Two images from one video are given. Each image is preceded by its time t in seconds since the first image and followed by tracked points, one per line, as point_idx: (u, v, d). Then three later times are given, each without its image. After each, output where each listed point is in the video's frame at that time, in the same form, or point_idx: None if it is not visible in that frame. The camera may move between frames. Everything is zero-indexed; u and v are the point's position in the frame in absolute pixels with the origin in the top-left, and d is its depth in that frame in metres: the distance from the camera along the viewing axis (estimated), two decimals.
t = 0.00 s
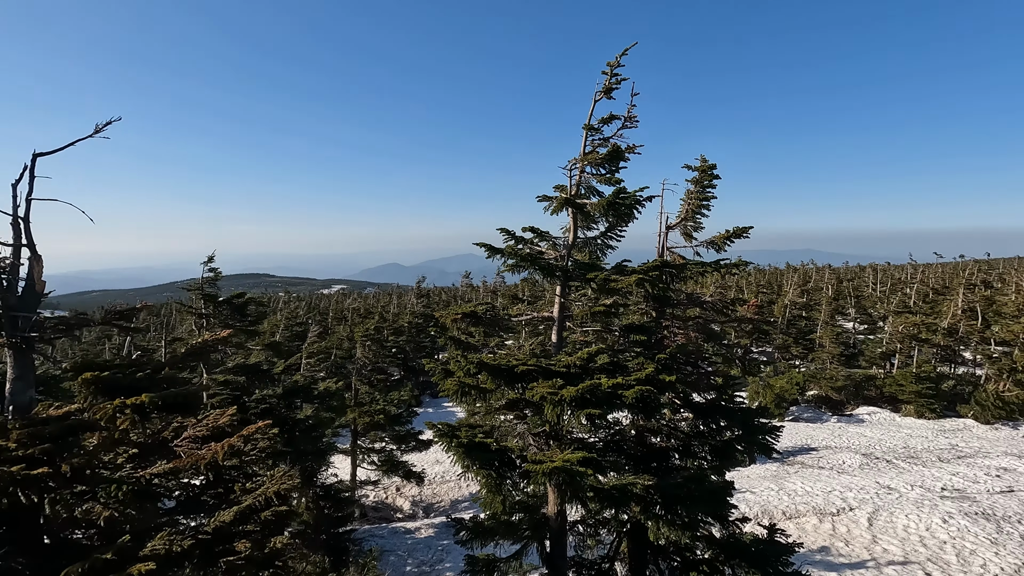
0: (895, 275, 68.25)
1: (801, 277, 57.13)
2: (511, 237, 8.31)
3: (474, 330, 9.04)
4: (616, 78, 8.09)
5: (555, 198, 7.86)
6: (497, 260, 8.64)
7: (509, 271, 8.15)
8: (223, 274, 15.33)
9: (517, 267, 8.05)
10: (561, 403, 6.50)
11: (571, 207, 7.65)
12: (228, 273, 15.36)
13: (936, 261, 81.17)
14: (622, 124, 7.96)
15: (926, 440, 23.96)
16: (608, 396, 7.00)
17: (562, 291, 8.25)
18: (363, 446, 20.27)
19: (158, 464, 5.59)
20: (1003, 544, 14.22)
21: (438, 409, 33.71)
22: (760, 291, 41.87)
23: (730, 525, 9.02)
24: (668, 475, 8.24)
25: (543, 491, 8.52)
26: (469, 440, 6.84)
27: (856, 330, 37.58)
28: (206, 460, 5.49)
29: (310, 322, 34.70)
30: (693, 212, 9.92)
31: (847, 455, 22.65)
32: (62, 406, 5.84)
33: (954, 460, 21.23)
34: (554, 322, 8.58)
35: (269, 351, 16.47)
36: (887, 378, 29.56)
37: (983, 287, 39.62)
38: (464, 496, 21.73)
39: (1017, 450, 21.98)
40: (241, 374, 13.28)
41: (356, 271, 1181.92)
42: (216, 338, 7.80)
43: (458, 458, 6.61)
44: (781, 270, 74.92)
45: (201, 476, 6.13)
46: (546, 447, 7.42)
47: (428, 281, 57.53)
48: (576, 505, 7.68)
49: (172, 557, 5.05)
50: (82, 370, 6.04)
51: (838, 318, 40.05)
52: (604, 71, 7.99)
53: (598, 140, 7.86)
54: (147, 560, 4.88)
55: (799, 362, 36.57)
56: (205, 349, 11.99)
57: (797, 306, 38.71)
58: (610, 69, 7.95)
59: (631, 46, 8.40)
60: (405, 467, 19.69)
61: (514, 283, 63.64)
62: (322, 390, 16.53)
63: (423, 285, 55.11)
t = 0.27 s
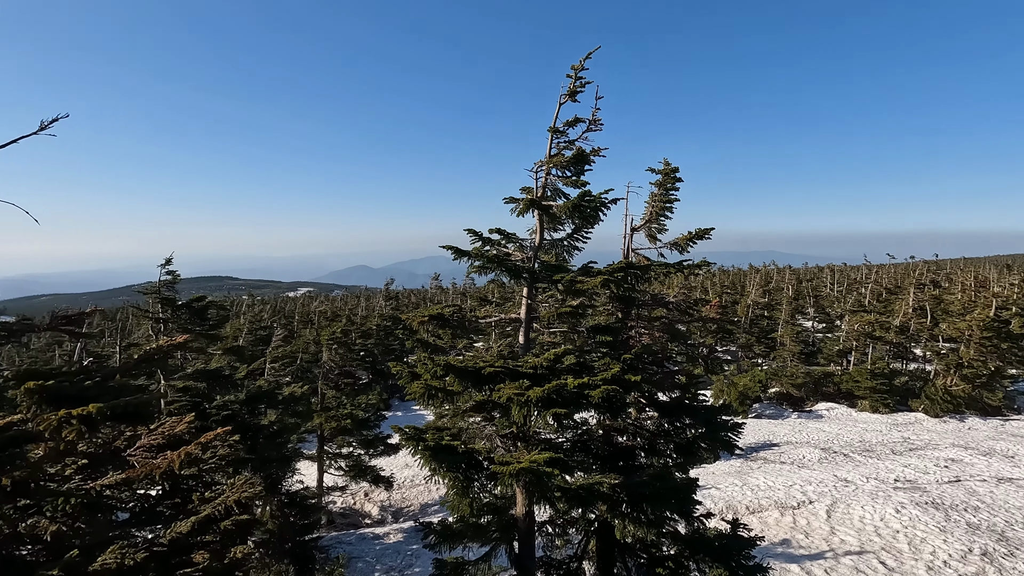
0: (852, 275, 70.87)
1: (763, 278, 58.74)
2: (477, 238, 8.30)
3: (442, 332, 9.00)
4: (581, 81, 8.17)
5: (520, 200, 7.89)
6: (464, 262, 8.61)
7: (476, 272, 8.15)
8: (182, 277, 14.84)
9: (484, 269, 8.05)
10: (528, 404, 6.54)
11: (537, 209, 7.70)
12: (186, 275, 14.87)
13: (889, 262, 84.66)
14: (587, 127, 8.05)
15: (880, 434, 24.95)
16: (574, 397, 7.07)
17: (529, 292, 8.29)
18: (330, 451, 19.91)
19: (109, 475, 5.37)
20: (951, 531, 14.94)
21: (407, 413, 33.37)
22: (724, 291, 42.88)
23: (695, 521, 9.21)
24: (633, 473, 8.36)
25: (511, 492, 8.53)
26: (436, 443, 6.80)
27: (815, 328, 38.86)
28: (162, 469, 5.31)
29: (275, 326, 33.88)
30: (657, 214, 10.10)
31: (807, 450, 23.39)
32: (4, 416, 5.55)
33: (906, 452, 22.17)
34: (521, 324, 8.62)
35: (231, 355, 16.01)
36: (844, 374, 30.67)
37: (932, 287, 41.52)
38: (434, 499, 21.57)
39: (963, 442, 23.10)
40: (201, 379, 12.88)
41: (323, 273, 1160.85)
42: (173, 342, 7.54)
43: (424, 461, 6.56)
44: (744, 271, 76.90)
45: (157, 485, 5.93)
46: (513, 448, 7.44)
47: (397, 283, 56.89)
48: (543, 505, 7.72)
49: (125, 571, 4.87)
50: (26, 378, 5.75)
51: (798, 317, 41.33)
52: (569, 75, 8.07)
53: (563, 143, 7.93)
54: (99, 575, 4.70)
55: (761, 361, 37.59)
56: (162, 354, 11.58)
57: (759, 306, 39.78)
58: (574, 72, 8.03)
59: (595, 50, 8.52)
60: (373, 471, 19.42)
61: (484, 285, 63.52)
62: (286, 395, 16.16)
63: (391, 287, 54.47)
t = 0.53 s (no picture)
0: (802, 276, 73.83)
1: (719, 279, 60.51)
2: (437, 240, 8.25)
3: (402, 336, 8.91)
4: (539, 85, 8.24)
5: (480, 202, 7.90)
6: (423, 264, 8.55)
7: (436, 275, 8.10)
8: (128, 281, 14.17)
9: (443, 272, 8.01)
10: (488, 406, 6.56)
11: (496, 211, 7.72)
12: (132, 279, 14.20)
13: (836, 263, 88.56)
14: (545, 131, 8.12)
15: (829, 428, 26.04)
16: (533, 398, 7.13)
17: (489, 295, 8.32)
18: (288, 459, 19.38)
19: (46, 491, 5.09)
20: (893, 518, 15.74)
21: (369, 418, 32.79)
22: (682, 292, 43.90)
23: (654, 517, 9.39)
24: (593, 472, 8.48)
25: (473, 496, 8.51)
26: (395, 448, 6.73)
27: (768, 327, 40.26)
28: (104, 483, 5.08)
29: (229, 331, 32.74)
30: (616, 216, 10.27)
31: (761, 444, 24.19)
32: None
33: (853, 444, 23.23)
34: (482, 326, 8.63)
35: (182, 362, 15.39)
36: (795, 371, 31.89)
37: (875, 286, 43.66)
38: (396, 505, 21.28)
39: (904, 433, 24.36)
40: (149, 388, 12.32)
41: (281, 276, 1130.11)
42: (117, 348, 7.19)
43: (382, 466, 6.48)
44: (702, 272, 78.98)
45: (98, 500, 5.66)
46: (473, 451, 7.45)
47: (357, 287, 55.84)
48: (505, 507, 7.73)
49: None
50: None
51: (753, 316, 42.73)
52: (527, 78, 8.12)
53: (522, 146, 7.98)
54: None
55: (718, 359, 38.68)
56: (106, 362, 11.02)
57: (716, 306, 40.93)
58: (533, 76, 8.10)
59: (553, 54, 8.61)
60: (334, 478, 19.01)
61: (447, 287, 63.10)
62: (241, 402, 15.64)
63: (352, 290, 53.46)
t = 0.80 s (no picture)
0: (762, 276, 76.08)
1: (683, 279, 61.80)
2: (402, 243, 8.19)
3: (366, 339, 8.81)
4: (504, 88, 8.28)
5: (445, 205, 7.88)
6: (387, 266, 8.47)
7: (400, 277, 8.04)
8: (77, 285, 13.56)
9: (408, 274, 7.96)
10: (453, 409, 6.55)
11: (462, 213, 7.72)
12: (82, 283, 13.60)
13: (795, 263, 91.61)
14: (510, 133, 8.16)
15: (788, 423, 26.89)
16: (499, 400, 7.15)
17: (455, 297, 8.31)
18: (250, 467, 18.87)
19: None
20: (847, 509, 16.38)
21: (334, 423, 32.20)
22: (648, 293, 44.67)
23: (620, 516, 9.52)
24: (560, 472, 8.55)
25: (439, 499, 8.46)
26: (358, 453, 6.65)
27: (730, 326, 41.32)
28: (49, 496, 4.86)
29: (187, 336, 31.65)
30: (581, 219, 10.38)
31: (724, 441, 24.79)
32: None
33: (810, 439, 24.07)
34: (447, 329, 8.61)
35: (136, 369, 14.82)
36: (756, 369, 32.83)
37: (830, 287, 45.36)
38: (362, 511, 20.97)
39: (858, 427, 25.36)
40: (101, 396, 11.82)
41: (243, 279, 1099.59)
42: (62, 355, 6.87)
43: (346, 472, 6.39)
44: (667, 273, 80.44)
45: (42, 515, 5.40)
46: (439, 454, 7.43)
47: (322, 290, 54.74)
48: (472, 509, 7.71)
49: None
50: None
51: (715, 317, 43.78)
52: (491, 81, 8.16)
53: (487, 148, 8.00)
54: None
55: (683, 358, 39.48)
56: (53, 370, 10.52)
57: (680, 307, 41.77)
58: (498, 79, 8.14)
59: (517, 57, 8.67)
60: (298, 485, 18.61)
61: (414, 290, 62.51)
62: (200, 409, 15.16)
63: (317, 293, 52.42)
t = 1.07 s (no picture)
0: (717, 277, 78.40)
1: (642, 280, 63.07)
2: (359, 245, 8.06)
3: (322, 344, 8.62)
4: (461, 90, 8.27)
5: (401, 207, 7.80)
6: (343, 269, 8.31)
7: (356, 280, 7.91)
8: (8, 290, 12.74)
9: (364, 277, 7.84)
10: (410, 413, 6.50)
11: (419, 216, 7.66)
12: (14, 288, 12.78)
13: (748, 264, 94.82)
14: (467, 136, 8.16)
15: (741, 419, 27.80)
16: (457, 403, 7.13)
17: (412, 300, 8.24)
18: (200, 478, 18.15)
19: None
20: (797, 501, 17.06)
21: (291, 430, 31.30)
22: (608, 294, 45.34)
23: (579, 515, 9.63)
24: (519, 474, 8.59)
25: (398, 505, 8.36)
26: (312, 460, 6.50)
27: (687, 326, 42.38)
28: None
29: (131, 343, 30.16)
30: (539, 221, 10.46)
31: (682, 438, 25.40)
32: None
33: (762, 434, 24.95)
34: (405, 332, 8.53)
35: (75, 378, 14.02)
36: (711, 367, 33.80)
37: (780, 287, 47.16)
38: (321, 519, 20.48)
39: (806, 422, 26.45)
40: (35, 408, 11.13)
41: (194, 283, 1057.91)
42: None
43: (299, 480, 6.23)
44: (626, 274, 81.85)
45: None
46: (396, 459, 7.34)
47: (277, 293, 53.18)
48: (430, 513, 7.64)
49: None
50: None
51: (673, 317, 44.83)
52: (448, 83, 8.14)
53: (444, 150, 7.97)
54: None
55: (642, 358, 40.25)
56: None
57: (639, 307, 42.58)
58: (455, 81, 8.12)
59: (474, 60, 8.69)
60: (252, 495, 18.02)
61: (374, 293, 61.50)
62: (145, 418, 14.47)
63: (272, 296, 50.91)
